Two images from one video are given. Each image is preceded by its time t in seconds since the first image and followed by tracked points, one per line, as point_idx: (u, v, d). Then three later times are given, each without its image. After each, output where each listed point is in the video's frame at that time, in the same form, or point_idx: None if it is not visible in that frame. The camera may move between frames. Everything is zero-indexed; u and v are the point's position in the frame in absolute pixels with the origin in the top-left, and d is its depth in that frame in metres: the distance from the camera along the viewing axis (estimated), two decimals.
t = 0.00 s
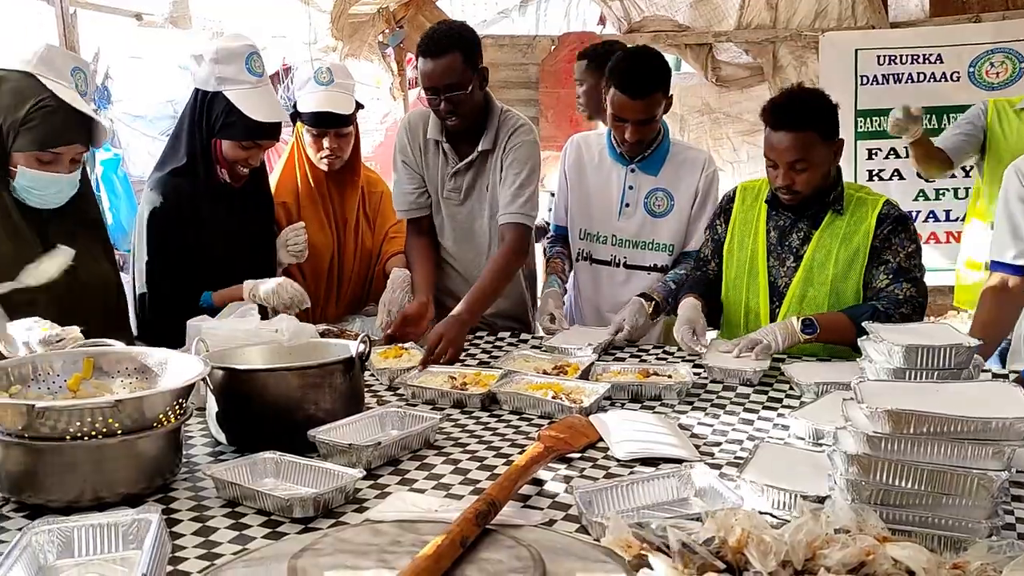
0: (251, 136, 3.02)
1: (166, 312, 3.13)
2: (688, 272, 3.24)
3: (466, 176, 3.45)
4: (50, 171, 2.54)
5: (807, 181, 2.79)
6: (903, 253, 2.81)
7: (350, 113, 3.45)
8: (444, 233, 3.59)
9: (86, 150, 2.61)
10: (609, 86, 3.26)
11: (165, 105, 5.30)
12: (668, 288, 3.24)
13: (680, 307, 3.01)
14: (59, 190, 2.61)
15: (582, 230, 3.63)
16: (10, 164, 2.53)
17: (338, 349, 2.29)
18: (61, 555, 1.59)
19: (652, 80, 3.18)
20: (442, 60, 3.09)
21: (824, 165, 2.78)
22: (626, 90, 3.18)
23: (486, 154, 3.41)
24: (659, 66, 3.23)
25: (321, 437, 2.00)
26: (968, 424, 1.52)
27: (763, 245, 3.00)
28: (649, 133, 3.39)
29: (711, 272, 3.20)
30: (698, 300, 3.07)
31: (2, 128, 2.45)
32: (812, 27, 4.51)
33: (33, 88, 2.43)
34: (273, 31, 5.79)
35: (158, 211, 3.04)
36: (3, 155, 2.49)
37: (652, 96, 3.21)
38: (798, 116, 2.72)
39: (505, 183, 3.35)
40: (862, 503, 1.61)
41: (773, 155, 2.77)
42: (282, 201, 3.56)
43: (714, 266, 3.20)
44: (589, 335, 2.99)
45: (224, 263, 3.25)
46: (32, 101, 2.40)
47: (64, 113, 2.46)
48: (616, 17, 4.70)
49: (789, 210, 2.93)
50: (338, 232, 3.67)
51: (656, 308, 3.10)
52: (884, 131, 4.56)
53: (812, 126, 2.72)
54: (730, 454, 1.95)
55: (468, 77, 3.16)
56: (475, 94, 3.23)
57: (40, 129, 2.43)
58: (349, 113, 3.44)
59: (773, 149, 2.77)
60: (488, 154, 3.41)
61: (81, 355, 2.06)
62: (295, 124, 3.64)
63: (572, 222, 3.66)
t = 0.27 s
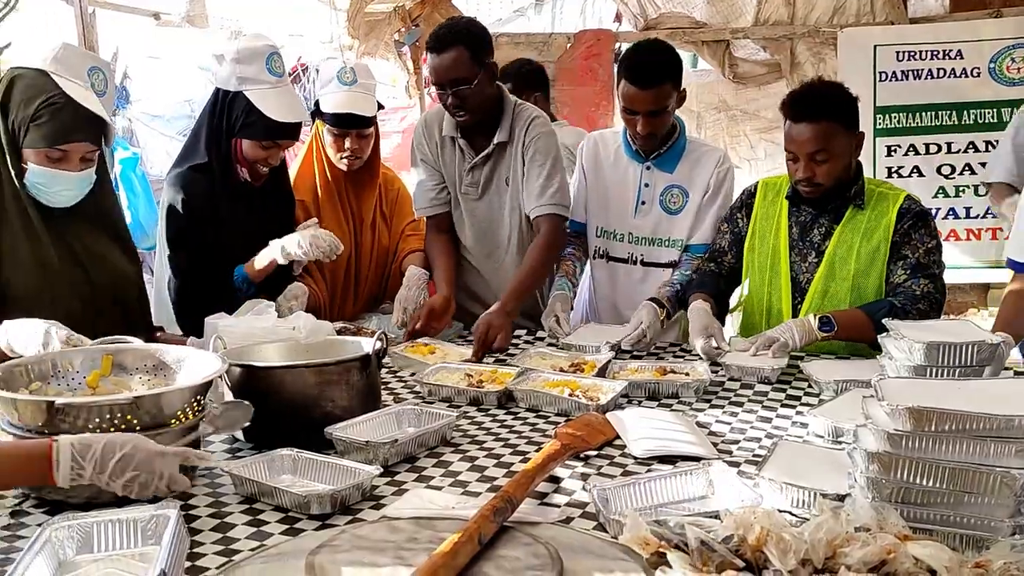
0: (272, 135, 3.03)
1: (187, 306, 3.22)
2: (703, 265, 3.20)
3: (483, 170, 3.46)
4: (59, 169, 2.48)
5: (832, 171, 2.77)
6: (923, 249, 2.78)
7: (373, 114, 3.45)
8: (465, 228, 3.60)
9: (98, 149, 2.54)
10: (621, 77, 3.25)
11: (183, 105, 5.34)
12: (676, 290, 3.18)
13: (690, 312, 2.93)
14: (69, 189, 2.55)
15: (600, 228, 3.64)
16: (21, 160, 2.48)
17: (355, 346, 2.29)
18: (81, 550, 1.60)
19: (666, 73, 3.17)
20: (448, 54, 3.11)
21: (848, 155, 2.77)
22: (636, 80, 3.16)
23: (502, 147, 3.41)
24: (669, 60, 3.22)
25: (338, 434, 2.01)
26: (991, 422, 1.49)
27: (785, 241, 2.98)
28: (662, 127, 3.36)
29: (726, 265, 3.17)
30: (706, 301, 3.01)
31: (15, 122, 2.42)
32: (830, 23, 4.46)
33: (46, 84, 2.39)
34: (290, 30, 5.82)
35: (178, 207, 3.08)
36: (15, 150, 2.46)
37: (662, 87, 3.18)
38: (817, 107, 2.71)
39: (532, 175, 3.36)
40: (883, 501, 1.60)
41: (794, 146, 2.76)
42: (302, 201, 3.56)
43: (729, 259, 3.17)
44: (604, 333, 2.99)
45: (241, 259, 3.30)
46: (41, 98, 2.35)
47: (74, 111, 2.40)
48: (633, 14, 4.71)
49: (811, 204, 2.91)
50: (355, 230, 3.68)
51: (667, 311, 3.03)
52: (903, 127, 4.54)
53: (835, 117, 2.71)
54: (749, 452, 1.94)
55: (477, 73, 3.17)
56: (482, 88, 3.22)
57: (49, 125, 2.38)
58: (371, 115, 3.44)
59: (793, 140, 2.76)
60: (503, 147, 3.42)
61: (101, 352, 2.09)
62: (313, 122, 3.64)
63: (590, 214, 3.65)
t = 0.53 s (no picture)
0: (297, 133, 3.07)
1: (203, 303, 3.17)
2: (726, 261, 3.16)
3: (502, 167, 3.52)
4: (78, 165, 2.49)
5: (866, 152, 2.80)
6: (943, 244, 2.84)
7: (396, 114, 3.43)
8: (484, 224, 3.64)
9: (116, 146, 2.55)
10: (637, 70, 3.23)
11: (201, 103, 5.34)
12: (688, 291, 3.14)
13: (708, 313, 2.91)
14: (89, 186, 2.56)
15: (619, 225, 3.63)
16: (42, 158, 2.51)
17: (373, 343, 2.30)
18: (103, 545, 1.61)
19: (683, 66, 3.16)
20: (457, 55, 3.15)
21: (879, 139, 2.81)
22: (653, 73, 3.16)
23: (521, 144, 3.48)
24: (687, 52, 3.18)
25: (357, 431, 2.02)
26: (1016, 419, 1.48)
27: (808, 237, 3.01)
28: (679, 120, 3.34)
29: (750, 260, 3.15)
30: (724, 303, 2.99)
31: (35, 120, 2.45)
32: (849, 19, 4.45)
33: (67, 82, 2.43)
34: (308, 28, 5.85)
35: (203, 203, 3.12)
36: (36, 147, 2.49)
37: (680, 79, 3.16)
38: (849, 85, 2.79)
39: (557, 173, 3.43)
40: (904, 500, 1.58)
41: (829, 122, 2.79)
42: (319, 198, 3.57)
43: (754, 254, 3.16)
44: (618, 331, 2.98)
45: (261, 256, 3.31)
46: (61, 94, 2.39)
47: (93, 108, 2.42)
48: (650, 11, 4.71)
49: (843, 185, 2.90)
50: (375, 229, 3.69)
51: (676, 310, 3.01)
52: (924, 123, 4.51)
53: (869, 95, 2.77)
54: (768, 450, 1.92)
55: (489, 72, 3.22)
56: (494, 87, 3.26)
57: (68, 122, 2.41)
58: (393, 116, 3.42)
59: (826, 118, 2.80)
60: (521, 144, 3.48)
61: (121, 349, 2.10)
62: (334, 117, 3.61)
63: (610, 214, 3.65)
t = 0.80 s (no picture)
0: (318, 131, 3.07)
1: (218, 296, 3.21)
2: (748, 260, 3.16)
3: (521, 163, 3.53)
4: (96, 156, 2.49)
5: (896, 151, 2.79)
6: (968, 245, 2.83)
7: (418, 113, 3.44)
8: (501, 221, 3.65)
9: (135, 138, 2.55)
10: (664, 64, 3.24)
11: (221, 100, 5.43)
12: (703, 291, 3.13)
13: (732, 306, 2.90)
14: (108, 178, 2.55)
15: (644, 222, 3.61)
16: (62, 152, 2.52)
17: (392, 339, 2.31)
18: (127, 538, 1.63)
19: (710, 59, 3.17)
20: (478, 46, 3.17)
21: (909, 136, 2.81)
22: (678, 66, 3.17)
23: (539, 140, 3.48)
24: (715, 49, 3.21)
25: (377, 427, 2.02)
26: None
27: (831, 234, 3.01)
28: (705, 115, 3.33)
29: (771, 260, 3.14)
30: (750, 297, 2.98)
31: (55, 113, 2.47)
32: (871, 14, 4.42)
33: (86, 74, 2.44)
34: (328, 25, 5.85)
35: (221, 199, 3.14)
36: (56, 140, 2.50)
37: (705, 72, 3.17)
38: (881, 79, 2.78)
39: (575, 174, 3.42)
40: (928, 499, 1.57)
41: (861, 118, 2.77)
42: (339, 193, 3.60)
43: (774, 254, 3.14)
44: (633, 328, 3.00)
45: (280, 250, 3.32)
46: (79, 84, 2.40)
47: (112, 99, 2.43)
48: (669, 7, 4.70)
49: (870, 182, 2.88)
50: (394, 225, 3.70)
51: (688, 305, 3.01)
52: (946, 119, 4.47)
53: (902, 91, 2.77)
54: (790, 447, 1.91)
55: (510, 66, 3.25)
56: (511, 81, 3.29)
57: (86, 112, 2.42)
58: (416, 115, 3.43)
59: (856, 114, 2.80)
60: (540, 141, 3.49)
61: (144, 344, 2.11)
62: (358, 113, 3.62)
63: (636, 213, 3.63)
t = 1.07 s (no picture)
0: (336, 125, 3.08)
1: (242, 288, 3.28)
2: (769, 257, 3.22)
3: (536, 155, 3.68)
4: (112, 147, 2.49)
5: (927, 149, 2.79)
6: (992, 240, 2.81)
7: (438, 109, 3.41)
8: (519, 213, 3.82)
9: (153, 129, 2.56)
10: (694, 57, 3.25)
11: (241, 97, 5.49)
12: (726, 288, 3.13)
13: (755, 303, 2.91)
14: (127, 168, 2.55)
15: (667, 219, 3.60)
16: (83, 146, 2.55)
17: (412, 333, 2.31)
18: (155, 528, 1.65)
19: (741, 55, 3.18)
20: (500, 35, 3.40)
21: (931, 140, 2.77)
22: (710, 59, 3.17)
23: (552, 134, 3.62)
24: (746, 44, 3.22)
25: (400, 420, 2.03)
26: None
27: (854, 230, 3.00)
28: (732, 110, 3.32)
29: (791, 256, 3.18)
30: (774, 290, 3.04)
31: (74, 108, 2.51)
32: (894, 8, 4.41)
33: (103, 67, 2.48)
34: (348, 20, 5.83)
35: (239, 194, 3.17)
36: (76, 135, 2.54)
37: (736, 66, 3.18)
38: (903, 89, 2.71)
39: (584, 167, 3.56)
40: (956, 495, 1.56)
41: (882, 127, 2.74)
42: (361, 188, 3.59)
43: (794, 250, 3.18)
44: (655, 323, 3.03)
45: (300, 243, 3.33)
46: (94, 76, 2.44)
47: (127, 89, 2.46)
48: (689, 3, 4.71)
49: (890, 186, 2.87)
50: (415, 220, 3.71)
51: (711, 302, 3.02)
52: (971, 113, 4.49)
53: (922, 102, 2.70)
54: (813, 443, 1.91)
55: (527, 56, 3.44)
56: (528, 73, 3.47)
57: (103, 103, 2.45)
58: (440, 114, 3.41)
59: (876, 124, 2.77)
60: (554, 134, 3.62)
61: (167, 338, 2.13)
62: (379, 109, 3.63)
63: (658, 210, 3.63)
